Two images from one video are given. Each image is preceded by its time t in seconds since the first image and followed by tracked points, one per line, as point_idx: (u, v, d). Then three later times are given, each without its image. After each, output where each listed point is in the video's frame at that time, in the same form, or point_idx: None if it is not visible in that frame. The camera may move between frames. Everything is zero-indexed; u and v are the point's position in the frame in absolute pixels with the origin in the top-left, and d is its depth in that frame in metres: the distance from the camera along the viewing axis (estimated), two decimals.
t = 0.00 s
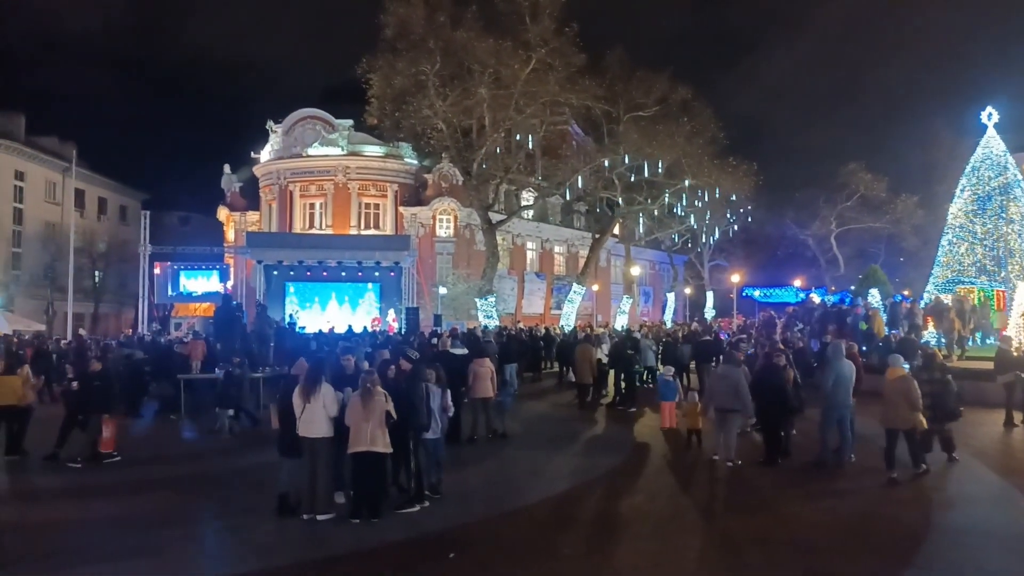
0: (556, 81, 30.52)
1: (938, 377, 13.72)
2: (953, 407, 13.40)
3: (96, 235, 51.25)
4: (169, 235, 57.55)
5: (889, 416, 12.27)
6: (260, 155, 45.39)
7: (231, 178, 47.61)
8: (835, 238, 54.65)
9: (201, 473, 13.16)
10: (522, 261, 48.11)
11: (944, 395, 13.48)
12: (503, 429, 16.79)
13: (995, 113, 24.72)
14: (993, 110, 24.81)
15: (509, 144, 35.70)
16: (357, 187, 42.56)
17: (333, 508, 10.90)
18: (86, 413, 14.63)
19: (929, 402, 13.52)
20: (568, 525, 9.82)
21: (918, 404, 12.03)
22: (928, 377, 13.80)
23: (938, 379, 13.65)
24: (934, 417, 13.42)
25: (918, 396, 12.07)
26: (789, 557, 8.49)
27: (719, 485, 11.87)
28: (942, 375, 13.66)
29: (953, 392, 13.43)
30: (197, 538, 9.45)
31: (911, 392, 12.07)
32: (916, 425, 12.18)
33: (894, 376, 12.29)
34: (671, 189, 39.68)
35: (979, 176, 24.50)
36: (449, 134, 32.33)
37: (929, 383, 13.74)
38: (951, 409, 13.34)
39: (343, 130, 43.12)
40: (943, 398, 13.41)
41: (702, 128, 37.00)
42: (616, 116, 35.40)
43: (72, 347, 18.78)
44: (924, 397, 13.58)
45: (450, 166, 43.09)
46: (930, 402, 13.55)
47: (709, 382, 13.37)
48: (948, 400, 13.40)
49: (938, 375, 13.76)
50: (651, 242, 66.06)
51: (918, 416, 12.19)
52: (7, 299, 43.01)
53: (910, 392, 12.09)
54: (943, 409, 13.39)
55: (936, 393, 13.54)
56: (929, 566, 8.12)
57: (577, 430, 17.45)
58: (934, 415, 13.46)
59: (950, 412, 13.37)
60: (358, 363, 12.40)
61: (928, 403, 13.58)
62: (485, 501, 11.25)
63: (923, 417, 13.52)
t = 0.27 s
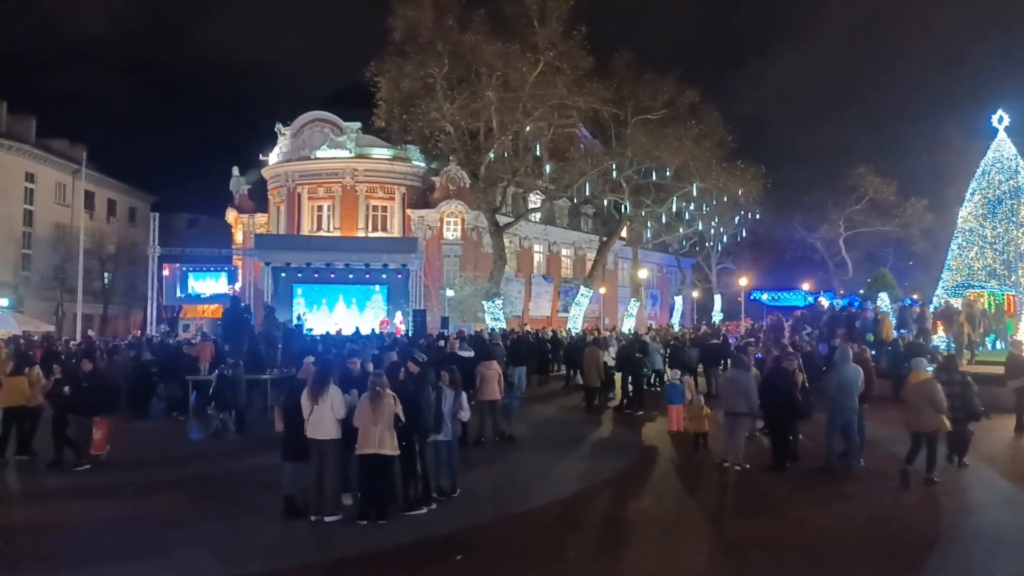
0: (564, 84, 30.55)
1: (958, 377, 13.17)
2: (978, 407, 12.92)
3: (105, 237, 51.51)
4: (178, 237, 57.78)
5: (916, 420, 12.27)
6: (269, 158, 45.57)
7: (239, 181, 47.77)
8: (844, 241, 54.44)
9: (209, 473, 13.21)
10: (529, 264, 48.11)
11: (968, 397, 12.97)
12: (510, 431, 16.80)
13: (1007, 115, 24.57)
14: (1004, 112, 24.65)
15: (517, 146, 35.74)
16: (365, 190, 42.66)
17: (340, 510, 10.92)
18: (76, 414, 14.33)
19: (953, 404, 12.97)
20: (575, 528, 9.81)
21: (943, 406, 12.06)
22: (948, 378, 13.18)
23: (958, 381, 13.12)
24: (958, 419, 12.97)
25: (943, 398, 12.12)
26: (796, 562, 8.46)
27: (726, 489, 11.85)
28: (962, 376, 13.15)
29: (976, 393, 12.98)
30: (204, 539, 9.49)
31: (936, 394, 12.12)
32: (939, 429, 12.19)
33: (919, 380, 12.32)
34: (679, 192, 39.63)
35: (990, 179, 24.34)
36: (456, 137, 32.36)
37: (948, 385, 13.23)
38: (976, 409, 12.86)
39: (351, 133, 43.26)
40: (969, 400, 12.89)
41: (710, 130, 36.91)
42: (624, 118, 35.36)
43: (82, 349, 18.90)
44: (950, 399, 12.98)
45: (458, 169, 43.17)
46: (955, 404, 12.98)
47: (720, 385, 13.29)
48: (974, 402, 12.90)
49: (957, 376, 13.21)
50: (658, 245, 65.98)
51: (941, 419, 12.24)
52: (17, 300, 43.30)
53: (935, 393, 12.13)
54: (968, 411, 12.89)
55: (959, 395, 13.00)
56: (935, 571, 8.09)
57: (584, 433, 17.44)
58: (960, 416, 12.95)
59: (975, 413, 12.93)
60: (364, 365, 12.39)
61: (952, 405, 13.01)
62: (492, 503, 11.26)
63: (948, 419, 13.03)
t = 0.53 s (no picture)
0: (571, 85, 30.55)
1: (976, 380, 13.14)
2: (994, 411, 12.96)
3: (114, 238, 51.72)
4: (187, 239, 57.97)
5: (934, 420, 12.35)
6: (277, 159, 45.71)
7: (247, 183, 47.90)
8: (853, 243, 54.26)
9: (217, 475, 13.25)
10: (536, 266, 48.13)
11: (986, 401, 13.02)
12: (517, 433, 16.80)
13: (1017, 117, 24.54)
14: (1015, 114, 24.63)
15: (524, 148, 35.74)
16: (372, 191, 42.77)
17: (347, 511, 10.95)
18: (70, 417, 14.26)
19: (971, 407, 13.00)
20: (582, 531, 9.81)
21: (961, 407, 12.11)
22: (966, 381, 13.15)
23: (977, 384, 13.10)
24: (975, 422, 12.99)
25: (962, 400, 12.19)
26: (804, 565, 8.46)
27: (734, 492, 11.83)
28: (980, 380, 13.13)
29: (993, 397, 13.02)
30: (211, 540, 9.53)
31: (956, 396, 12.20)
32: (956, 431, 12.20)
33: (940, 382, 12.43)
34: (686, 194, 39.58)
35: (1000, 182, 24.35)
36: (464, 139, 32.39)
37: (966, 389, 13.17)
38: (993, 413, 12.90)
39: (359, 135, 43.41)
40: (986, 404, 12.94)
41: (718, 132, 36.87)
42: (631, 120, 35.33)
43: (91, 351, 18.95)
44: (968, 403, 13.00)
45: (465, 171, 43.14)
46: (972, 408, 13.03)
47: (728, 388, 13.30)
48: (991, 406, 12.94)
49: (975, 379, 13.17)
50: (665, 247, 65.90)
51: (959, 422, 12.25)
52: (27, 301, 43.56)
53: (954, 396, 12.23)
54: (985, 414, 12.92)
55: (977, 398, 13.03)
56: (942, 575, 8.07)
57: (591, 435, 17.43)
58: (977, 419, 13.00)
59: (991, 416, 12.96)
60: (371, 367, 12.44)
61: (969, 408, 13.06)
62: (498, 505, 11.28)
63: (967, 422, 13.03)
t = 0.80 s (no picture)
0: (581, 88, 30.55)
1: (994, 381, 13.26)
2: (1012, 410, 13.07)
3: (127, 242, 52.03)
4: (198, 242, 58.25)
5: (961, 425, 12.30)
6: (288, 163, 45.91)
7: (259, 186, 48.10)
8: (865, 246, 53.99)
9: (228, 477, 13.29)
10: (546, 269, 48.13)
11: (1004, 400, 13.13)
12: (528, 436, 16.79)
13: None
14: None
15: (534, 151, 35.75)
16: (382, 195, 42.85)
17: (358, 513, 10.96)
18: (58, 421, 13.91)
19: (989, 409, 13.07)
20: (594, 534, 9.80)
21: (990, 413, 12.04)
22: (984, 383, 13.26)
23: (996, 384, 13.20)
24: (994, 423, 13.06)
25: (990, 406, 12.11)
26: (815, 569, 8.41)
27: (746, 495, 11.78)
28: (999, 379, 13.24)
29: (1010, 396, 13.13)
30: (223, 541, 9.55)
31: (983, 402, 12.12)
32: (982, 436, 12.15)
33: (967, 385, 12.38)
34: (697, 197, 39.50)
35: (1013, 184, 24.18)
36: (474, 142, 32.40)
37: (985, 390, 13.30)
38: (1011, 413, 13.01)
39: (369, 138, 43.55)
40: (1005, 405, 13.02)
41: (728, 135, 36.78)
42: (641, 123, 35.27)
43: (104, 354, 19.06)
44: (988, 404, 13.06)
45: (475, 174, 43.39)
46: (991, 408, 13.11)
47: (739, 392, 13.24)
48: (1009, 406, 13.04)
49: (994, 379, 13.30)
50: (676, 249, 65.77)
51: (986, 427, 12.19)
52: (40, 304, 43.86)
53: (982, 401, 12.15)
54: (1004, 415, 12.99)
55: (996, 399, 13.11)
56: None
57: (601, 438, 17.42)
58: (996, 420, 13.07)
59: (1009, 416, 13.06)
60: (382, 371, 12.45)
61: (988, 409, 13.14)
62: (509, 508, 11.27)
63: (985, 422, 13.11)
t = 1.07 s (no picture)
0: (591, 88, 30.53)
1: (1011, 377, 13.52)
2: None
3: (140, 243, 52.36)
4: (210, 243, 58.58)
5: (989, 424, 12.46)
6: (299, 164, 46.10)
7: (270, 187, 48.31)
8: (877, 246, 53.72)
9: (241, 476, 13.37)
10: (556, 269, 48.15)
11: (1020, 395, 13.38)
12: (538, 437, 16.79)
13: None
14: None
15: (544, 152, 35.77)
16: (393, 196, 42.94)
17: (369, 513, 10.99)
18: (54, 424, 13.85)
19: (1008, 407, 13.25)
20: (606, 535, 9.81)
21: (1019, 411, 12.22)
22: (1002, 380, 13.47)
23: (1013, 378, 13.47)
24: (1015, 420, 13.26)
25: (1019, 404, 12.28)
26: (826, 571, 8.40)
27: (757, 497, 11.76)
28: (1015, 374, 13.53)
29: None
30: (236, 541, 9.61)
31: (1012, 400, 12.30)
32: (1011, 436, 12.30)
33: (993, 385, 12.53)
34: (708, 197, 39.43)
35: None
36: (484, 143, 32.41)
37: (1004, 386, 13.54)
38: None
39: (379, 139, 43.66)
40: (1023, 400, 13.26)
41: (739, 135, 36.68)
42: (651, 123, 35.20)
43: (117, 353, 19.20)
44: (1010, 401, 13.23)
45: (486, 175, 43.75)
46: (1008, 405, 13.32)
47: (750, 392, 13.20)
48: None
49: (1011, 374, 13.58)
50: (686, 249, 65.66)
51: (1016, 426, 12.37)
52: (54, 305, 44.18)
53: (1011, 399, 12.32)
54: None
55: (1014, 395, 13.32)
56: None
57: (612, 439, 17.42)
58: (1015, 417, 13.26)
59: None
60: (393, 371, 12.48)
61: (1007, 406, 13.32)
62: (520, 509, 11.29)
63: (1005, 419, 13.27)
